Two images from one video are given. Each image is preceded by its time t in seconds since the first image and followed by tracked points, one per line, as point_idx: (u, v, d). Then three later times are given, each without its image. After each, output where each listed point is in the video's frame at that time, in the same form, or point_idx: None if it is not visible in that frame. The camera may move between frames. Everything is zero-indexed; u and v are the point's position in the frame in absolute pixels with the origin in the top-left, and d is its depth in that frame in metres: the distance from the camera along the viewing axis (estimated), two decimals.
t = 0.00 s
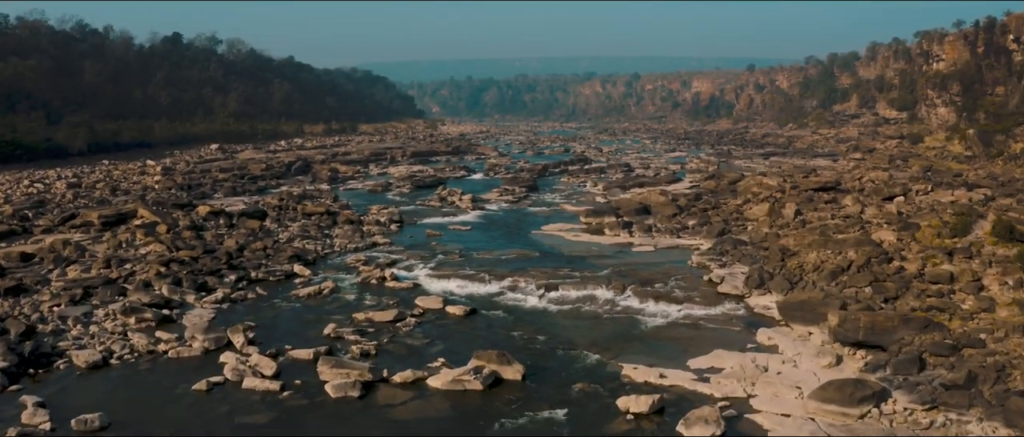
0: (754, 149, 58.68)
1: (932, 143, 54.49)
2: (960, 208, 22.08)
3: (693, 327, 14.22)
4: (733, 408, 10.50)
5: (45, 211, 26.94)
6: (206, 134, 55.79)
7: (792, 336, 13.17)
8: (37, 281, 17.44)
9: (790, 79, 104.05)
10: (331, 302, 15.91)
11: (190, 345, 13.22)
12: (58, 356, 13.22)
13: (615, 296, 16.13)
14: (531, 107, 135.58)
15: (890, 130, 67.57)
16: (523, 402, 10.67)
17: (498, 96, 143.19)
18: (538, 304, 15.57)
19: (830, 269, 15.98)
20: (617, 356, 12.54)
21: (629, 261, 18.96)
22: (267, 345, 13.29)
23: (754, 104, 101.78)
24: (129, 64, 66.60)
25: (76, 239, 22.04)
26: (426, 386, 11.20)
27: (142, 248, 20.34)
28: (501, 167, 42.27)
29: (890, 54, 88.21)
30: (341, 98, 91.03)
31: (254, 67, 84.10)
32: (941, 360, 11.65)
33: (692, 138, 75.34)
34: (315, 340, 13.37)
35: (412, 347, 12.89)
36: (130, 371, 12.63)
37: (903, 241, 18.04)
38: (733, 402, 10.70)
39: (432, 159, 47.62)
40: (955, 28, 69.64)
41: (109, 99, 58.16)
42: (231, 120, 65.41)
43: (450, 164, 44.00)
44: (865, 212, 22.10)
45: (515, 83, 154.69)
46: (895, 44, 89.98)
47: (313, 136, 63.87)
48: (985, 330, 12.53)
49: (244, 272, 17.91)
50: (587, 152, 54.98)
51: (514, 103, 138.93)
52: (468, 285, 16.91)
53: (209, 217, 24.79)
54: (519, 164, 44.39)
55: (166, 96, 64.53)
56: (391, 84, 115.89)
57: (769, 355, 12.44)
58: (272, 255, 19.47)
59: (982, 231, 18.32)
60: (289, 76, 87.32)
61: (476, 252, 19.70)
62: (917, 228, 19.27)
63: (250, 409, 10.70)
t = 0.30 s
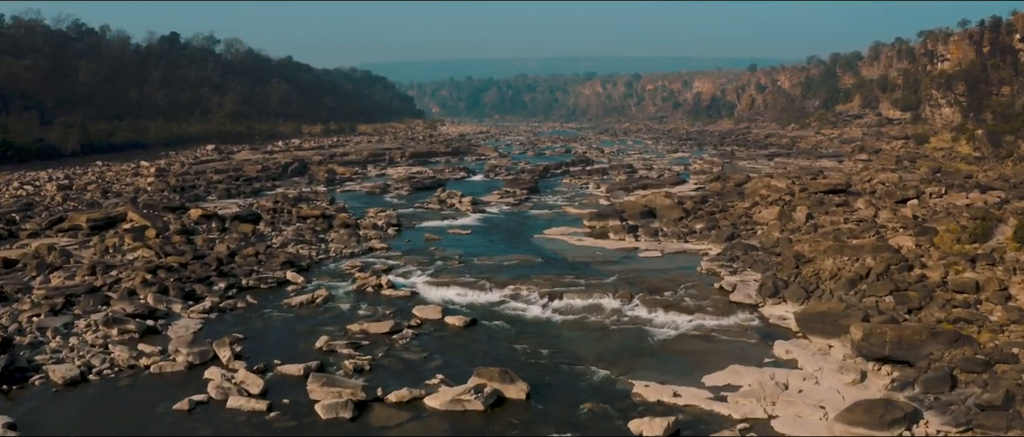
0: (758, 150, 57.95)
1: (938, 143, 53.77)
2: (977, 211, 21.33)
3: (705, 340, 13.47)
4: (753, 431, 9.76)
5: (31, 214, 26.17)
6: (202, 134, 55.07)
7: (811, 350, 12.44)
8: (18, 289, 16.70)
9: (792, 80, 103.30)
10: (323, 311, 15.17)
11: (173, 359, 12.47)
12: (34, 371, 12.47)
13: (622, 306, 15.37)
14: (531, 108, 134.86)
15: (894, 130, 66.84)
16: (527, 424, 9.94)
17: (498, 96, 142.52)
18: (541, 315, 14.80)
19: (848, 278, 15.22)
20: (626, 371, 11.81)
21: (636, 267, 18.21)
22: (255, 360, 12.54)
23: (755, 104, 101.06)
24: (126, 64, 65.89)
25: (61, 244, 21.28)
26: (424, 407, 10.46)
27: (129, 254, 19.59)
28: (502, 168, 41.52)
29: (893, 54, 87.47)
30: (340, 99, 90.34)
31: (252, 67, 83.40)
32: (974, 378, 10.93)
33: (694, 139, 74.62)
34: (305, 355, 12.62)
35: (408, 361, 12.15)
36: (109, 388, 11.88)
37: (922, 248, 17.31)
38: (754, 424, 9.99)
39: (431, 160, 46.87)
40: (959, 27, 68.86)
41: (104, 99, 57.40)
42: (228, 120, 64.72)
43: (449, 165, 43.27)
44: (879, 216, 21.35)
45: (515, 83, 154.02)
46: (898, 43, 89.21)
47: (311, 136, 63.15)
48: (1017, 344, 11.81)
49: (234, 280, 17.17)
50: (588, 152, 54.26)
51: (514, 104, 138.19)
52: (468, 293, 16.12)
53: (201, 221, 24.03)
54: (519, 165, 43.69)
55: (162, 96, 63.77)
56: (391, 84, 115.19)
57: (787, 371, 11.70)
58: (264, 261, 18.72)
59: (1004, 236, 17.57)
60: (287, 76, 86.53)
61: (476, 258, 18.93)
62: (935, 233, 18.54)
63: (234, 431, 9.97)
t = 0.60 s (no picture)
0: (761, 151, 57.19)
1: (944, 143, 53.04)
2: (995, 214, 20.58)
3: (720, 354, 12.72)
4: None
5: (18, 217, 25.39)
6: (198, 134, 54.32)
7: (834, 366, 11.71)
8: None
9: (794, 80, 102.51)
10: (316, 322, 14.41)
11: (155, 376, 11.72)
12: (6, 388, 11.70)
13: (630, 316, 14.60)
14: (531, 108, 134.11)
15: (898, 131, 66.11)
16: None
17: (498, 97, 141.77)
18: (546, 326, 14.04)
19: (868, 287, 14.47)
20: (638, 389, 11.09)
21: (644, 273, 17.43)
22: (242, 376, 11.80)
23: (757, 104, 100.31)
24: (122, 63, 65.11)
25: (46, 249, 20.51)
26: (420, 429, 9.73)
27: (115, 259, 18.82)
28: (502, 169, 40.73)
29: (896, 54, 86.73)
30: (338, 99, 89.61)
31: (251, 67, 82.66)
32: (1012, 397, 10.26)
33: (696, 140, 73.90)
34: (296, 371, 11.88)
35: (405, 377, 11.41)
36: (85, 407, 11.11)
37: (943, 255, 16.57)
38: None
39: (430, 161, 46.12)
40: (965, 27, 68.06)
41: (100, 98, 56.61)
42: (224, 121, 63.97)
43: (449, 166, 42.52)
44: (894, 220, 20.61)
45: (515, 83, 153.22)
46: (901, 43, 88.44)
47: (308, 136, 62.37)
48: None
49: (224, 288, 16.41)
50: (589, 153, 53.45)
51: (514, 104, 137.43)
52: (468, 303, 15.33)
53: (193, 225, 23.25)
54: (520, 166, 42.95)
55: (159, 96, 62.98)
56: (390, 84, 114.43)
57: (808, 388, 10.96)
58: (256, 267, 17.96)
59: None
60: (285, 76, 85.70)
61: (476, 265, 18.13)
62: (955, 238, 17.78)
63: None
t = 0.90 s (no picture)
0: (765, 151, 56.31)
1: (951, 144, 52.19)
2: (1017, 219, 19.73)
3: (739, 371, 11.86)
4: None
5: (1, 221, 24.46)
6: (192, 134, 53.45)
7: (862, 388, 10.86)
8: None
9: (796, 80, 101.63)
10: (306, 336, 13.55)
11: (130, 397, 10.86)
12: None
13: (640, 329, 13.72)
14: (531, 108, 133.25)
15: (903, 131, 65.28)
16: None
17: (498, 97, 140.88)
18: (552, 341, 13.13)
19: (893, 300, 13.61)
20: (653, 414, 10.26)
21: (654, 282, 16.54)
22: (224, 398, 10.94)
23: (759, 105, 99.48)
24: (118, 62, 64.17)
25: (27, 256, 19.61)
26: None
27: (98, 267, 17.94)
28: (503, 171, 39.83)
29: (900, 54, 85.93)
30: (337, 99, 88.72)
31: (248, 67, 81.81)
32: None
33: (698, 140, 73.05)
34: (282, 392, 11.01)
35: (400, 399, 10.55)
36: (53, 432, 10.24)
37: (969, 263, 15.73)
38: None
39: (429, 162, 45.25)
40: (971, 26, 67.15)
41: (94, 99, 55.71)
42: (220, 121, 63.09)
43: (448, 168, 41.63)
44: (913, 225, 19.75)
45: (514, 83, 152.31)
46: (905, 43, 87.59)
47: (305, 137, 61.46)
48: None
49: (210, 297, 15.54)
50: (591, 154, 52.56)
51: (514, 104, 136.53)
52: (467, 315, 14.42)
53: (182, 229, 22.36)
54: (521, 167, 42.08)
55: (154, 96, 62.09)
56: (389, 85, 113.55)
57: (837, 413, 10.09)
58: (245, 275, 17.08)
59: None
60: (283, 76, 84.82)
61: (477, 273, 17.25)
62: (980, 245, 16.93)
63: None
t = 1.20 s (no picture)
0: (769, 152, 55.57)
1: (958, 145, 51.41)
2: None
3: (757, 390, 11.09)
4: None
5: None
6: (187, 135, 52.69)
7: (893, 410, 10.10)
8: None
9: (798, 80, 100.85)
10: (297, 350, 12.78)
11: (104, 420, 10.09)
12: None
13: (651, 342, 12.94)
14: (531, 108, 132.48)
15: (908, 132, 64.49)
16: None
17: (497, 97, 140.07)
18: (558, 355, 12.35)
19: (920, 312, 12.86)
20: None
21: (662, 290, 15.76)
22: (207, 421, 10.19)
23: (760, 105, 98.65)
24: (113, 61, 63.32)
25: (8, 263, 18.83)
26: None
27: (81, 275, 17.17)
28: (503, 173, 39.05)
29: (903, 54, 85.12)
30: (335, 99, 87.92)
31: (246, 66, 80.99)
32: None
33: (700, 141, 72.29)
34: (268, 414, 10.25)
35: (394, 423, 9.80)
36: None
37: (995, 271, 14.98)
38: None
39: (428, 163, 44.46)
40: (976, 25, 66.37)
41: (88, 99, 54.88)
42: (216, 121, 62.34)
43: (448, 169, 40.88)
44: (931, 230, 19.00)
45: (514, 83, 151.58)
46: (909, 43, 86.81)
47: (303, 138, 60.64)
48: None
49: (196, 308, 14.77)
50: (593, 155, 51.80)
51: (513, 105, 135.74)
52: (467, 327, 13.63)
53: (171, 234, 21.56)
54: (522, 169, 41.31)
55: (150, 96, 61.29)
56: (388, 85, 112.79)
57: None
58: (234, 283, 16.30)
59: None
60: (281, 76, 84.05)
61: (477, 280, 16.46)
62: (1004, 251, 16.17)
63: None
